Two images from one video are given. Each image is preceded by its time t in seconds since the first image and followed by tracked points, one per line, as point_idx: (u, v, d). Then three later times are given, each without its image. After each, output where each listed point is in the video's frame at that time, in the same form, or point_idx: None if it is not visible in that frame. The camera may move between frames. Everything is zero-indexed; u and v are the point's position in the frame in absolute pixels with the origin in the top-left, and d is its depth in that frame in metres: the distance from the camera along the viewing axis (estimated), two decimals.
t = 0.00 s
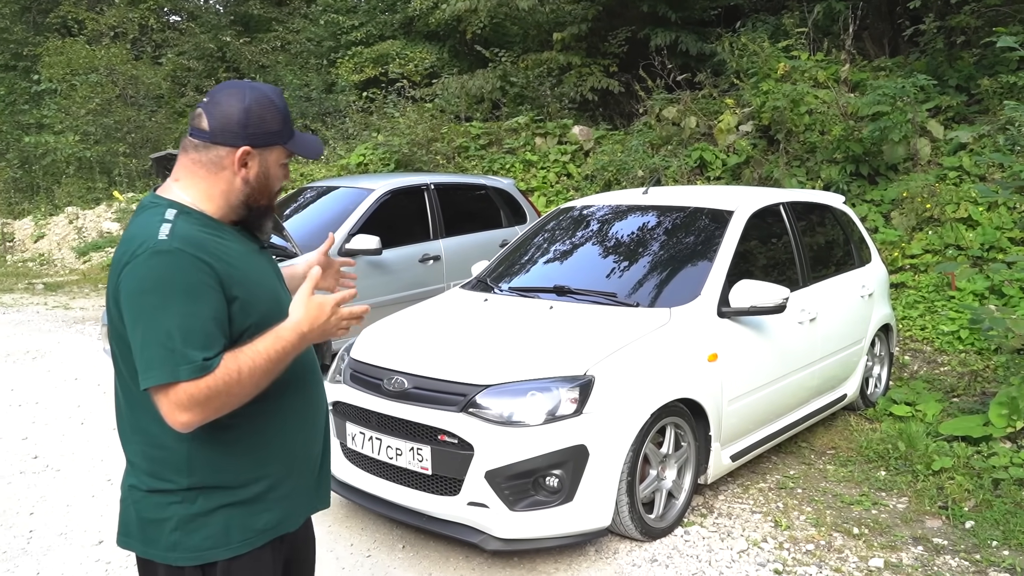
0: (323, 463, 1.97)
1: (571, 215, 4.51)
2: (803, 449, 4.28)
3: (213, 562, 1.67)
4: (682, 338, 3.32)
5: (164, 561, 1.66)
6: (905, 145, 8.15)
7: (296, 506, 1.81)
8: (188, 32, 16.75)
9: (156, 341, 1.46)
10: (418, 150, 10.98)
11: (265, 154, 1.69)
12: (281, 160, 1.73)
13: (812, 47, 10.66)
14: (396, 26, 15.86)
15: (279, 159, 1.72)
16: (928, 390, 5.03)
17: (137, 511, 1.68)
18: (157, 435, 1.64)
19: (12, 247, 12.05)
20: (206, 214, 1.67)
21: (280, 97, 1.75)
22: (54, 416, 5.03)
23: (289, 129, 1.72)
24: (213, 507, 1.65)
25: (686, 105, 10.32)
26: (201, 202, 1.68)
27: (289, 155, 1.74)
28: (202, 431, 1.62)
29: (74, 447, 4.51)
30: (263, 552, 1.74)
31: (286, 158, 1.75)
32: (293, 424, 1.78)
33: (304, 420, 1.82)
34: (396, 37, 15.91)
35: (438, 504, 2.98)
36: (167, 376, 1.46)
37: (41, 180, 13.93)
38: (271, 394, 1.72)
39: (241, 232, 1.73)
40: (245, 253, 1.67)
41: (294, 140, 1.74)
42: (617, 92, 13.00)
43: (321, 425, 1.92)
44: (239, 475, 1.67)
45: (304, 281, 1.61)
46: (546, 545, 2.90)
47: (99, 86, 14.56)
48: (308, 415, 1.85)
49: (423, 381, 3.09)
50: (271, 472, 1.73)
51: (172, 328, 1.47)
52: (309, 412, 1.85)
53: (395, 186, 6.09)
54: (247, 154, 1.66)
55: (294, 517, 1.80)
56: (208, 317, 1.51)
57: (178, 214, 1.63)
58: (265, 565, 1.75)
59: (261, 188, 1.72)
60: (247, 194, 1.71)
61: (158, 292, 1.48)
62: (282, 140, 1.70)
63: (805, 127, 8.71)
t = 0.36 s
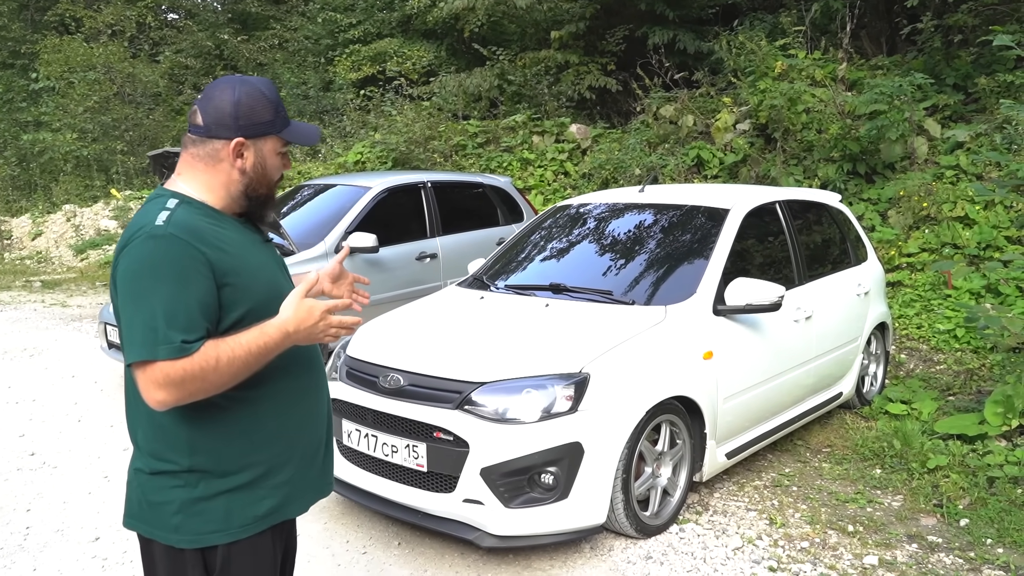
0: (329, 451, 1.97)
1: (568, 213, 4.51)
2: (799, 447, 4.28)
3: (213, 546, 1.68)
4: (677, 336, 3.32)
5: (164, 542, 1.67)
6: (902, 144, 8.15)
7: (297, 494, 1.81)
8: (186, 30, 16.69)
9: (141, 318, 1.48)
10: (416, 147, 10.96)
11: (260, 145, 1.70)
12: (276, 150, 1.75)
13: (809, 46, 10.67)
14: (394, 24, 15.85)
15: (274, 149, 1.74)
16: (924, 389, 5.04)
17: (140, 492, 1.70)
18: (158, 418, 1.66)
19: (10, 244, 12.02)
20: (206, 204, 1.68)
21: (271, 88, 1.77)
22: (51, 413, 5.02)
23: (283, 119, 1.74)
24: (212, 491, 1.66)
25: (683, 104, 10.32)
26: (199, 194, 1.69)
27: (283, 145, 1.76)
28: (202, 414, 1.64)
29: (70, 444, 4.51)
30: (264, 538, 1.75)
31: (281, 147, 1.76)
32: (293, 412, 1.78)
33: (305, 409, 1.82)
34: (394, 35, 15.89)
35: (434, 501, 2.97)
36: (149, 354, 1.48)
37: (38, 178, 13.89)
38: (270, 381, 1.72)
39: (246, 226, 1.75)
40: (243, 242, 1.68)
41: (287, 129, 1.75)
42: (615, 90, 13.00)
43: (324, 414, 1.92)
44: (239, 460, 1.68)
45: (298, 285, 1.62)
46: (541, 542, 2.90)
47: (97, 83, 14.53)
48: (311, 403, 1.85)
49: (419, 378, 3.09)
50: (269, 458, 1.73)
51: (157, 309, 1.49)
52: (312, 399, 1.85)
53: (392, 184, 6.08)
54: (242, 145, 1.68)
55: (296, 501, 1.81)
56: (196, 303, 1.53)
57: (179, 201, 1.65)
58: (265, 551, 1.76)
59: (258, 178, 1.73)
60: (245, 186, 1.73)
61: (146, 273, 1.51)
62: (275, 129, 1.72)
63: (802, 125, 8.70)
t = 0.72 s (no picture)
0: (332, 438, 1.98)
1: (569, 210, 4.51)
2: (799, 444, 4.29)
3: (214, 525, 1.70)
4: (678, 333, 3.33)
5: (169, 520, 1.70)
6: (904, 141, 8.14)
7: (299, 481, 1.82)
8: (188, 26, 16.67)
9: (158, 298, 1.52)
10: (417, 145, 10.96)
11: (279, 143, 1.73)
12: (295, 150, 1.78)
13: (811, 43, 10.65)
14: (395, 21, 15.83)
15: (292, 148, 1.76)
16: (925, 386, 5.04)
17: (148, 472, 1.73)
18: (166, 398, 1.69)
19: (12, 241, 12.04)
20: (225, 196, 1.71)
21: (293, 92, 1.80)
22: (53, 409, 5.04)
23: (302, 121, 1.76)
24: (216, 472, 1.68)
25: (685, 101, 10.31)
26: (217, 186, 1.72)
27: (301, 145, 1.78)
28: (206, 396, 1.66)
29: (74, 440, 4.52)
30: (263, 522, 1.76)
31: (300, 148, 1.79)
32: (297, 398, 1.79)
33: (309, 396, 1.83)
34: (396, 32, 15.86)
35: (434, 497, 2.98)
36: (162, 332, 1.52)
37: (41, 175, 13.91)
38: (275, 366, 1.74)
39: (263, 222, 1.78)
40: (257, 233, 1.71)
41: (306, 130, 1.78)
42: (617, 87, 12.98)
43: (329, 403, 1.93)
44: (241, 443, 1.70)
45: (306, 272, 1.63)
46: (541, 538, 2.91)
47: (98, 80, 14.56)
48: (315, 391, 1.85)
49: (420, 375, 3.09)
50: (273, 443, 1.74)
51: (173, 290, 1.52)
52: (316, 385, 1.86)
53: (393, 181, 6.09)
54: (261, 143, 1.71)
55: (297, 486, 1.82)
56: (210, 288, 1.56)
57: (198, 191, 1.68)
58: (265, 535, 1.77)
59: (275, 176, 1.75)
60: (262, 182, 1.75)
61: (164, 256, 1.54)
62: (294, 129, 1.74)
63: (803, 123, 8.69)
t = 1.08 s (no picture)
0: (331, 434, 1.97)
1: (571, 212, 4.52)
2: (800, 446, 4.29)
3: (206, 515, 1.71)
4: (679, 335, 3.33)
5: (164, 506, 1.73)
6: (906, 144, 8.14)
7: (292, 477, 1.81)
8: (191, 29, 16.69)
9: (156, 280, 1.55)
10: (419, 147, 11.00)
11: (248, 137, 1.72)
12: (269, 148, 1.72)
13: (813, 46, 10.66)
14: (398, 24, 15.84)
15: (266, 145, 1.71)
16: (926, 389, 5.03)
17: (149, 458, 1.77)
18: (167, 385, 1.72)
19: (15, 242, 12.06)
20: (228, 190, 1.75)
21: (290, 95, 1.76)
22: (56, 410, 5.05)
23: (273, 117, 1.70)
24: (209, 460, 1.70)
25: (687, 104, 10.32)
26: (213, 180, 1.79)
27: (275, 143, 1.72)
28: (200, 386, 1.68)
29: (76, 441, 4.54)
30: (256, 514, 1.76)
31: (278, 145, 1.72)
32: (292, 392, 1.78)
33: (306, 392, 1.82)
34: (398, 35, 15.87)
35: (435, 498, 2.99)
36: (155, 313, 1.54)
37: (44, 177, 13.94)
38: (271, 359, 1.74)
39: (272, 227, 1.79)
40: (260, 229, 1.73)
41: (278, 126, 1.70)
42: (619, 90, 12.98)
43: (329, 401, 1.92)
44: (234, 434, 1.71)
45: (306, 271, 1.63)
46: (542, 539, 2.92)
47: (102, 82, 14.60)
48: (313, 387, 1.84)
49: (421, 376, 3.10)
50: (266, 436, 1.74)
51: (170, 274, 1.55)
52: (314, 379, 1.85)
53: (395, 183, 6.10)
54: (236, 138, 1.73)
55: (290, 480, 1.81)
56: (207, 273, 1.57)
57: (211, 187, 1.73)
58: (260, 527, 1.78)
59: (248, 172, 1.73)
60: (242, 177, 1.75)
61: (166, 241, 1.58)
62: (259, 123, 1.70)
63: (806, 125, 8.71)
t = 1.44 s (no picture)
0: (310, 446, 1.85)
1: (570, 220, 4.53)
2: (800, 455, 4.28)
3: (162, 510, 1.69)
4: (678, 343, 3.33)
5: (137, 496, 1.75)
6: (906, 153, 8.16)
7: (252, 485, 1.73)
8: (192, 37, 16.80)
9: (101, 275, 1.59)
10: (419, 155, 11.02)
11: (217, 141, 1.76)
12: (232, 150, 1.74)
13: (812, 55, 10.69)
14: (399, 32, 15.87)
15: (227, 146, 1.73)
16: (926, 398, 5.03)
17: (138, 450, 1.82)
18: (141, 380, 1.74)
19: (16, 249, 12.07)
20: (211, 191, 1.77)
21: (256, 94, 1.76)
22: (54, 417, 5.04)
23: (231, 119, 1.73)
24: (164, 456, 1.68)
25: (686, 112, 10.35)
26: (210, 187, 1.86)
27: (232, 145, 1.73)
28: (161, 380, 1.67)
29: (75, 447, 4.53)
30: (211, 516, 1.69)
31: (236, 146, 1.73)
32: (249, 395, 1.70)
33: (268, 396, 1.72)
34: (399, 43, 15.87)
35: (433, 506, 2.98)
36: (93, 307, 1.57)
37: (45, 184, 13.95)
38: (224, 359, 1.67)
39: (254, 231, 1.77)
40: (225, 229, 1.70)
41: (235, 127, 1.72)
42: (619, 99, 13.01)
43: (304, 407, 1.80)
44: (188, 434, 1.67)
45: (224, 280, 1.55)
46: (541, 547, 2.90)
47: (103, 90, 14.64)
48: (279, 393, 1.74)
49: (420, 383, 3.10)
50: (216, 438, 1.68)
51: (111, 269, 1.57)
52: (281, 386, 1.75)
53: (395, 191, 6.11)
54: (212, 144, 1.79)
55: (248, 489, 1.72)
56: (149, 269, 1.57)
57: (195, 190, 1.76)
58: (214, 534, 1.70)
59: (214, 172, 1.77)
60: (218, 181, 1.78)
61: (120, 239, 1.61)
62: (221, 126, 1.73)
63: (805, 134, 8.74)
